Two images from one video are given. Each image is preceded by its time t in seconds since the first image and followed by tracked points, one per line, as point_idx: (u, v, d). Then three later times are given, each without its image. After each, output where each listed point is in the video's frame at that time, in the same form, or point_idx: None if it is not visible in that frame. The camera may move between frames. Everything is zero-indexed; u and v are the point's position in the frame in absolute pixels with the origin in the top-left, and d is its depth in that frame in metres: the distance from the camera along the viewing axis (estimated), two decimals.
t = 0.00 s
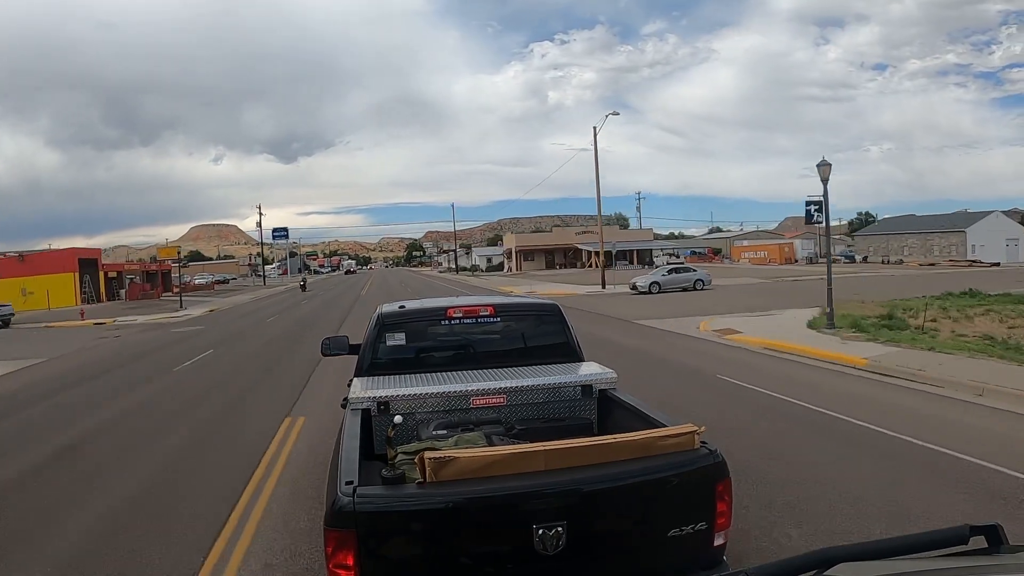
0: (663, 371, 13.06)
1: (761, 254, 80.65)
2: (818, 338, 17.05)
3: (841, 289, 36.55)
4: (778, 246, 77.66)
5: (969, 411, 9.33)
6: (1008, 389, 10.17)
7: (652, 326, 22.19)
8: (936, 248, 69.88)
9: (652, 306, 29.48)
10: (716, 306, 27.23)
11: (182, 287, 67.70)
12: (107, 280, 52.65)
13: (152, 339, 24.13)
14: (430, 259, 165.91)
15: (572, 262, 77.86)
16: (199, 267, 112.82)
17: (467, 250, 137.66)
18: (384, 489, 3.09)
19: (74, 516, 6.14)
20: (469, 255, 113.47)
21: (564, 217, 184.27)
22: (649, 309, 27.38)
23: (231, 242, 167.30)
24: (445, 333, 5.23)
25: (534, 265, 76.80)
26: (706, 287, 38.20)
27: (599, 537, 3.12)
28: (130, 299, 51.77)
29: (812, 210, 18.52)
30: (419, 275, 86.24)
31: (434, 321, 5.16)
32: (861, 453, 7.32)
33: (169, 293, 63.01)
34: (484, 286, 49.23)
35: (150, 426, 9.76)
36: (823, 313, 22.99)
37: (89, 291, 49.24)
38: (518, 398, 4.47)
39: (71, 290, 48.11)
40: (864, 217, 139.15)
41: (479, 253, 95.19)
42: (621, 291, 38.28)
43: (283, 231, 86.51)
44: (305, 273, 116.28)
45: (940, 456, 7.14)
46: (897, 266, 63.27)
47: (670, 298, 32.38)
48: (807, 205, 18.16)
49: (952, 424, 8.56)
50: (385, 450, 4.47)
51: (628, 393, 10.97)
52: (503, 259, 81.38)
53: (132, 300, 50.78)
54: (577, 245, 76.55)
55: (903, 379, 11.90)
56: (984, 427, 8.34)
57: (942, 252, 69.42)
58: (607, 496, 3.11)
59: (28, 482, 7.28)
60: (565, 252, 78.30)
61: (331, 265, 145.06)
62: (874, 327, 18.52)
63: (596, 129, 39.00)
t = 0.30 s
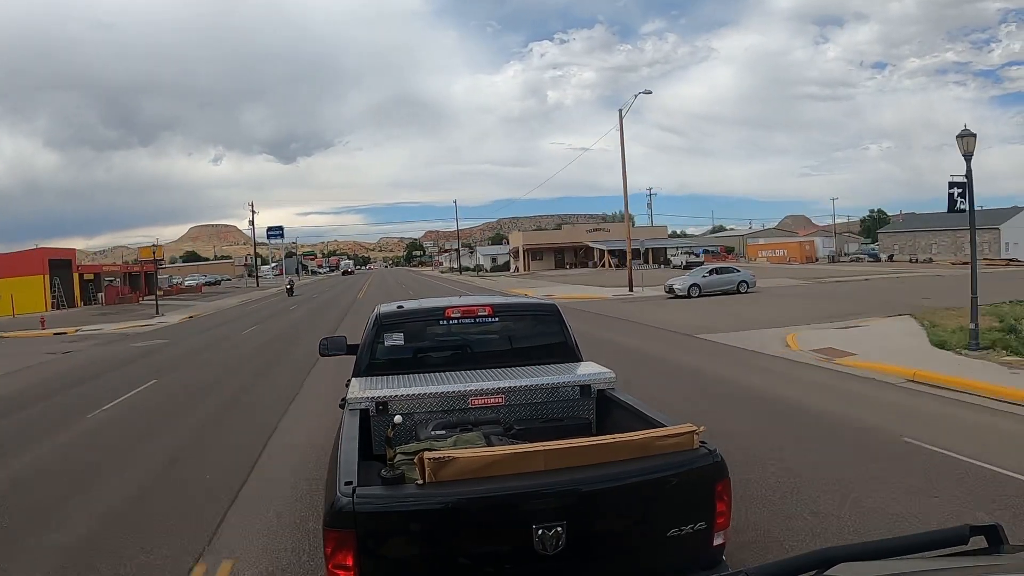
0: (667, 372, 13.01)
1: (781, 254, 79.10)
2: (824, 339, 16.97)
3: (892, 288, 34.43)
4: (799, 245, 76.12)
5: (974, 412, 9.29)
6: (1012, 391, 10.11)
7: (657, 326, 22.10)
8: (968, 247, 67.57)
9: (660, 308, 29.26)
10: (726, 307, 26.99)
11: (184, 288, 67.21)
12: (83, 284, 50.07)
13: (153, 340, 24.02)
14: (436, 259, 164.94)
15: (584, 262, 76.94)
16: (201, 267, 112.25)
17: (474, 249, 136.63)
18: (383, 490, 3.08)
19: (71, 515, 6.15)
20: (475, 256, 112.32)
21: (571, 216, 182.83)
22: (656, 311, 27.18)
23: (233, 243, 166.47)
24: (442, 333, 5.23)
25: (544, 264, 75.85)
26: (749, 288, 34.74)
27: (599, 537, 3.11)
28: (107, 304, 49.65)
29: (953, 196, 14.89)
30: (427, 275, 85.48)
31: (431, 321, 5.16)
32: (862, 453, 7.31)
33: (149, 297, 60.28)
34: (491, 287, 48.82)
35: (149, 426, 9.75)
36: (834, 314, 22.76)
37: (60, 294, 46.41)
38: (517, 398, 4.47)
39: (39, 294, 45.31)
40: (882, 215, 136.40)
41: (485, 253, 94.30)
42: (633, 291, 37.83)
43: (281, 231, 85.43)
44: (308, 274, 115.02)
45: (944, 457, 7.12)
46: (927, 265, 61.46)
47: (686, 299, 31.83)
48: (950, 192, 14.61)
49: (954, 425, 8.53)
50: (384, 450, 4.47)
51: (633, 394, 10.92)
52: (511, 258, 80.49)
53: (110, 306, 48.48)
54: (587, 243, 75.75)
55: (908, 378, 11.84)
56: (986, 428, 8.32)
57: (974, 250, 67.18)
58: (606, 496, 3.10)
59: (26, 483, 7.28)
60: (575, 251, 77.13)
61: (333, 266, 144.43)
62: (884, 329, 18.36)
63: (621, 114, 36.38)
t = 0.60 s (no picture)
0: (672, 372, 12.98)
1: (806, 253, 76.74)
2: (830, 339, 16.89)
3: (949, 289, 32.31)
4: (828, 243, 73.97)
5: (980, 411, 9.26)
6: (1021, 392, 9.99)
7: (663, 326, 22.05)
8: (1007, 244, 63.55)
9: (669, 307, 29.10)
10: (737, 307, 26.81)
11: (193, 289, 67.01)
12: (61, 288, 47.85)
13: (159, 340, 24.02)
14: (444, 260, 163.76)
15: (601, 262, 75.77)
16: (207, 267, 111.96)
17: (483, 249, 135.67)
18: (383, 490, 3.09)
19: (70, 515, 6.17)
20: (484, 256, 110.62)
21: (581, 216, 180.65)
22: (665, 310, 27.07)
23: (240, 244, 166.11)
24: (442, 334, 5.23)
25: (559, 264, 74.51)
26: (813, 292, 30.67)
27: (599, 537, 3.11)
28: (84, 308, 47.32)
29: None
30: (437, 275, 84.88)
31: (431, 322, 5.17)
32: (865, 454, 7.27)
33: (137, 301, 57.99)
34: (501, 287, 48.54)
35: (151, 426, 9.78)
36: (846, 314, 22.55)
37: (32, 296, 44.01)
38: (517, 398, 4.47)
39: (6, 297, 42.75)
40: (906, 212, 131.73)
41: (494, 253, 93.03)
42: (649, 292, 37.25)
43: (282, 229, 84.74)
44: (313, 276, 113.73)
45: (948, 457, 7.09)
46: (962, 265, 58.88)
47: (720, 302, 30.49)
48: None
49: (959, 425, 8.50)
50: (384, 451, 4.48)
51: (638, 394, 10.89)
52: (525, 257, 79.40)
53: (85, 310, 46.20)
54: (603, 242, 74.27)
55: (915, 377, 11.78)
56: (992, 428, 8.25)
57: (1014, 247, 63.19)
58: (606, 496, 3.10)
59: (26, 482, 7.31)
60: (592, 249, 75.54)
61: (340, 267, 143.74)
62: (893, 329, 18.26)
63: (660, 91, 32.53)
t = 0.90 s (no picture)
0: (677, 371, 12.93)
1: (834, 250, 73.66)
2: (837, 339, 16.80)
3: None
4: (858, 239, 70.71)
5: (986, 411, 9.20)
6: None
7: (671, 325, 21.91)
8: None
9: (679, 305, 28.83)
10: (748, 306, 26.53)
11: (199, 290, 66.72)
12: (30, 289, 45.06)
13: (162, 340, 23.90)
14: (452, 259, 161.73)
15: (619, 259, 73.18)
16: (212, 267, 111.12)
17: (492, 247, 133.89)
18: (384, 490, 3.09)
19: (70, 514, 6.19)
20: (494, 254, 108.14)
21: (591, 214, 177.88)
22: (673, 308, 26.81)
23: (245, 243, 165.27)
24: (443, 333, 5.23)
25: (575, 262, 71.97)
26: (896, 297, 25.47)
27: (599, 537, 3.11)
28: (58, 314, 44.59)
29: None
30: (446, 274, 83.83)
31: (432, 321, 5.17)
32: (869, 454, 7.24)
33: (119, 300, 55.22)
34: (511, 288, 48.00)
35: (153, 425, 9.80)
36: (857, 313, 22.26)
37: None
38: (517, 398, 4.47)
39: None
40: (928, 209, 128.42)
41: (504, 252, 91.27)
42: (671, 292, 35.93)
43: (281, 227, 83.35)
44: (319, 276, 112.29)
45: (952, 458, 7.05)
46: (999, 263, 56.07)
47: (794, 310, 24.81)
48: None
49: (963, 425, 8.46)
50: (384, 450, 4.48)
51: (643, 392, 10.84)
52: (539, 255, 77.23)
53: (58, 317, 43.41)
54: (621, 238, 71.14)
55: (921, 377, 11.72)
56: (998, 429, 8.18)
57: None
58: (606, 496, 3.10)
59: (27, 481, 7.33)
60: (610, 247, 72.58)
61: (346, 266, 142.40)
62: (905, 329, 18.03)
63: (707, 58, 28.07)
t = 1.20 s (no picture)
0: (680, 372, 12.84)
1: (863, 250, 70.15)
2: (841, 339, 16.67)
3: None
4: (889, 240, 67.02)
5: (990, 411, 9.15)
6: None
7: (675, 325, 21.79)
8: None
9: (686, 303, 28.59)
10: (755, 305, 26.28)
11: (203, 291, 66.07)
12: None
13: (162, 341, 23.77)
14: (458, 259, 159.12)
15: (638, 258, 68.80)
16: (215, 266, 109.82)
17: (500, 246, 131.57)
18: (384, 490, 3.09)
19: (69, 515, 6.19)
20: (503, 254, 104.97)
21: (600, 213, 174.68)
22: (680, 308, 26.49)
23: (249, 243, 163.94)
24: (442, 334, 5.24)
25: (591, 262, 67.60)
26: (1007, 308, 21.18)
27: (598, 537, 3.10)
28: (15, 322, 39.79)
29: None
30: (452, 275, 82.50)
31: (432, 322, 5.16)
32: (870, 454, 7.22)
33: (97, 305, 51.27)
34: (515, 289, 47.50)
35: (152, 427, 9.77)
36: (865, 314, 22.01)
37: None
38: (517, 398, 4.47)
39: None
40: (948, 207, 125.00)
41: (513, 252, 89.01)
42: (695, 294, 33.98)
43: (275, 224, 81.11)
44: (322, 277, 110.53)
45: (955, 457, 7.04)
46: None
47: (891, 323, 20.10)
48: None
49: (965, 424, 8.43)
50: (384, 451, 4.48)
51: (647, 393, 10.78)
52: (553, 254, 73.68)
53: (16, 322, 38.59)
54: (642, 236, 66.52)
55: (922, 377, 11.67)
56: (1001, 430, 8.12)
57: None
58: (606, 496, 3.10)
59: (25, 483, 7.32)
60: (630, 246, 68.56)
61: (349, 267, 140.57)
62: (913, 330, 17.84)
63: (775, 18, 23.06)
